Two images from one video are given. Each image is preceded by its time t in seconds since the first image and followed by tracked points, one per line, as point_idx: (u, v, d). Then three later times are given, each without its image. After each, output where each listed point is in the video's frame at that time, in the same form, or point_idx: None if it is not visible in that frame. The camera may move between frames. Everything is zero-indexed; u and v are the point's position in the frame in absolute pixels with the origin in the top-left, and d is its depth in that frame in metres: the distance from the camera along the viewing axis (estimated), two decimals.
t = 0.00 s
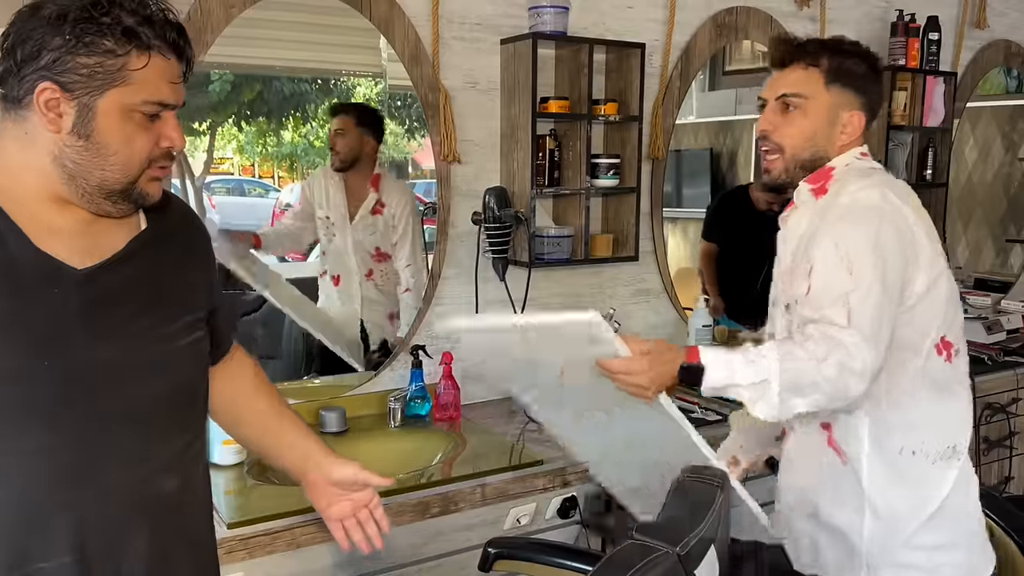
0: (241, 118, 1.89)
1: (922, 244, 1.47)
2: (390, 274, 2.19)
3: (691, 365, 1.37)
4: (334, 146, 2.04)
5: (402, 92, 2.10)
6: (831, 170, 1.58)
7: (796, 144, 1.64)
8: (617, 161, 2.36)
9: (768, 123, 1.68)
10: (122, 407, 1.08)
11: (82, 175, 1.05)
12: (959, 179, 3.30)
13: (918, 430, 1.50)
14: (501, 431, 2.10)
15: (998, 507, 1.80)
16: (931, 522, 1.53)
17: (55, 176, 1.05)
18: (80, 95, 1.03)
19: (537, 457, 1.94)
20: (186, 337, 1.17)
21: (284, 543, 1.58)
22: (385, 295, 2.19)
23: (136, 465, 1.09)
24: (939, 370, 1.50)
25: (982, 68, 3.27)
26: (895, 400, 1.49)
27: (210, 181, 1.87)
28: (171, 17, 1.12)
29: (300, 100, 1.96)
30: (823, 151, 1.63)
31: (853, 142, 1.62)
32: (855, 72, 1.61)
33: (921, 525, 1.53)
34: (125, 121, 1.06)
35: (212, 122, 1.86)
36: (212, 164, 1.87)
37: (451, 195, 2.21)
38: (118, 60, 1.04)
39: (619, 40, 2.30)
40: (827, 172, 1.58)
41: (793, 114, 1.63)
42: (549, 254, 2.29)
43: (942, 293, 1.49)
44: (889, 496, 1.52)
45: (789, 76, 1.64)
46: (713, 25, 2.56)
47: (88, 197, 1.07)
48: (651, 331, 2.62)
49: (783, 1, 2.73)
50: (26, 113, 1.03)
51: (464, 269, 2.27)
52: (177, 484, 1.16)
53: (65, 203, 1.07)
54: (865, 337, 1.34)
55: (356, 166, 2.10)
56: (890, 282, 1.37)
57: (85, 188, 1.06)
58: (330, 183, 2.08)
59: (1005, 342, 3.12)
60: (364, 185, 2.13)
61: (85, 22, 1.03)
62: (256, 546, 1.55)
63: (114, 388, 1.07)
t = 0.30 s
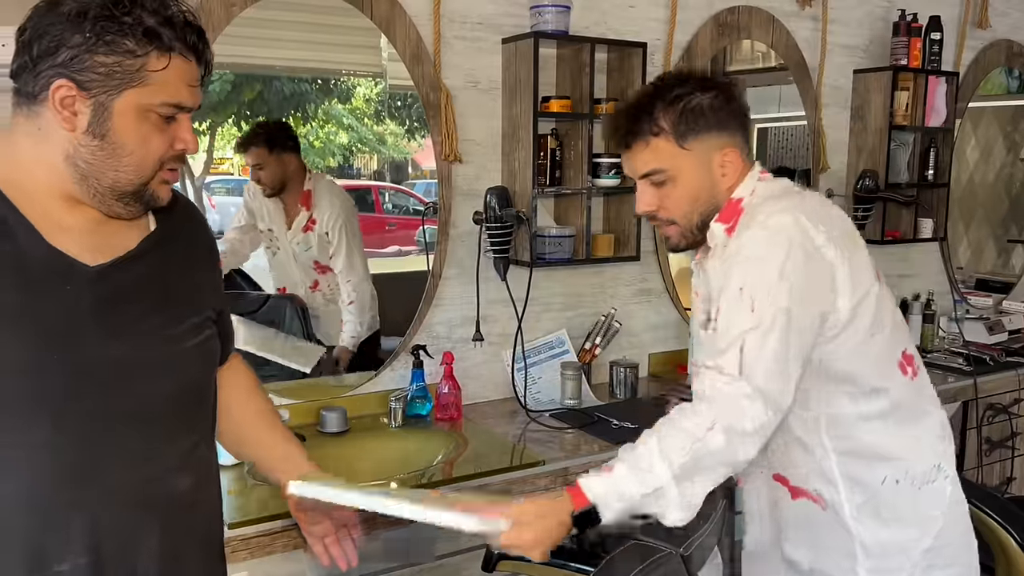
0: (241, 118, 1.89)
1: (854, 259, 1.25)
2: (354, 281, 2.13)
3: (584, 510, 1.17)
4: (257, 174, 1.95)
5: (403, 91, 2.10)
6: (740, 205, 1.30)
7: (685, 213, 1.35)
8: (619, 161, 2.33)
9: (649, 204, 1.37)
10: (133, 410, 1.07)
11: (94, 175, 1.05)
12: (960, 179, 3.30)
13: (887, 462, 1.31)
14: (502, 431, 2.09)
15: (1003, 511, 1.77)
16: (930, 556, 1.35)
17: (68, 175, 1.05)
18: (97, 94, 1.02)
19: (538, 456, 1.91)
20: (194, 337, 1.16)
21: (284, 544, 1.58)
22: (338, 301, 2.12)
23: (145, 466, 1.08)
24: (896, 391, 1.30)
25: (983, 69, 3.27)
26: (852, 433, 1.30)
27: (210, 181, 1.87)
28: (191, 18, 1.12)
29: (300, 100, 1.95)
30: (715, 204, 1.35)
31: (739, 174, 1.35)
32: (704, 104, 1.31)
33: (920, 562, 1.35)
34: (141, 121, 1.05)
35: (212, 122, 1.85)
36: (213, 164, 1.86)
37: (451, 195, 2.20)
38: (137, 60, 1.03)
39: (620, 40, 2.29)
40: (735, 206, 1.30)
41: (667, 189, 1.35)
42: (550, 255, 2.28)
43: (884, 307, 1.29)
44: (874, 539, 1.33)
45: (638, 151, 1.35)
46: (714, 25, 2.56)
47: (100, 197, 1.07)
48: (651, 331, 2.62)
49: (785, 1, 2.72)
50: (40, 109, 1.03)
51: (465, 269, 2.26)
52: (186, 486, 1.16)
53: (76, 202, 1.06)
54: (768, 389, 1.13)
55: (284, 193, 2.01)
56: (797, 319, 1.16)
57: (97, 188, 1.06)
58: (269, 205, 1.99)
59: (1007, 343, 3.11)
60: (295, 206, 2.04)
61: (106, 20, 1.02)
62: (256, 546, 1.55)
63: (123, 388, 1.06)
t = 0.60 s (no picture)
0: (241, 117, 1.88)
1: (797, 273, 1.22)
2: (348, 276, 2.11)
3: None
4: (231, 184, 1.91)
5: (403, 91, 2.09)
6: (684, 223, 1.30)
7: (627, 238, 1.39)
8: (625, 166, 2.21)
9: (592, 230, 1.42)
10: (88, 430, 1.03)
11: (38, 189, 1.00)
12: (961, 180, 3.29)
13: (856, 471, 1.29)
14: (503, 431, 2.09)
15: (1005, 511, 1.76)
16: (920, 552, 1.34)
17: (9, 188, 1.00)
18: (49, 103, 0.99)
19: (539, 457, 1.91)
20: (145, 356, 1.12)
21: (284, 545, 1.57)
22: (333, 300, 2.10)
23: (102, 492, 1.05)
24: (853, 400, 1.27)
25: (985, 68, 3.27)
26: (814, 442, 1.28)
27: (209, 180, 1.88)
28: (154, 32, 1.11)
29: (300, 99, 1.95)
30: (657, 226, 1.38)
31: (682, 189, 1.37)
32: (635, 128, 1.34)
33: (911, 559, 1.33)
34: (94, 134, 1.02)
35: (212, 121, 1.85)
36: (212, 163, 1.87)
37: (452, 195, 2.20)
38: (95, 71, 1.01)
39: (621, 40, 2.29)
40: (679, 226, 1.30)
41: (607, 216, 1.39)
42: (551, 254, 2.27)
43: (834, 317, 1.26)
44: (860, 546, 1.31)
45: (574, 181, 1.39)
46: (715, 24, 2.55)
47: (43, 212, 1.02)
48: (652, 332, 2.61)
49: (786, 1, 2.72)
50: None
51: (466, 269, 2.26)
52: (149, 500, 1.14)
53: (19, 217, 1.02)
54: (707, 418, 1.11)
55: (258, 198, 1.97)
56: (735, 347, 1.14)
57: (40, 203, 1.01)
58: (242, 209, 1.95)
59: (1008, 343, 3.11)
60: (272, 209, 2.00)
61: (65, 29, 1.01)
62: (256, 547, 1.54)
63: (80, 410, 1.02)
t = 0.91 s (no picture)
0: (241, 115, 1.87)
1: (745, 317, 1.21)
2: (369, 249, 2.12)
3: None
4: (222, 192, 1.89)
5: (402, 90, 2.09)
6: (648, 254, 1.29)
7: (605, 257, 1.39)
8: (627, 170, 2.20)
9: (569, 249, 1.42)
10: None
11: None
12: (961, 178, 3.29)
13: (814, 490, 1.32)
14: (503, 430, 2.09)
15: (1005, 509, 1.75)
16: (895, 555, 1.35)
17: None
18: None
19: (539, 456, 1.91)
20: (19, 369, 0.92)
21: (284, 544, 1.57)
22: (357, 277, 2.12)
23: None
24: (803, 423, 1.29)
25: (985, 67, 3.26)
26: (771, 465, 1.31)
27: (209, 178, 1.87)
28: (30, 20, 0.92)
29: (299, 97, 1.94)
30: (634, 244, 1.38)
31: (658, 207, 1.36)
32: (610, 147, 1.34)
33: (886, 563, 1.35)
34: None
35: (211, 119, 1.84)
36: (212, 162, 1.86)
37: (452, 193, 2.20)
38: None
39: (621, 38, 2.28)
40: (645, 255, 1.29)
41: (585, 235, 1.39)
42: (551, 253, 2.27)
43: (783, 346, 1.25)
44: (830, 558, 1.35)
45: (551, 200, 1.39)
46: (715, 23, 2.55)
47: None
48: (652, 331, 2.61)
49: None
50: None
51: (466, 267, 2.26)
52: (43, 554, 0.90)
53: None
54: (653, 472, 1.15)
55: (255, 203, 1.95)
56: (679, 403, 1.15)
57: None
58: (236, 221, 1.94)
59: (1008, 342, 3.11)
60: (275, 206, 1.99)
61: None
62: (256, 547, 1.54)
63: None
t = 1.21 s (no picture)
0: (239, 112, 1.87)
1: (755, 308, 1.26)
2: (370, 248, 2.11)
3: None
4: (243, 177, 1.90)
5: (401, 86, 2.08)
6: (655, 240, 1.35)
7: (613, 215, 1.40)
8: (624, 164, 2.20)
9: (586, 199, 1.44)
10: None
11: None
12: (960, 174, 3.28)
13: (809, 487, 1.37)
14: (502, 427, 2.09)
15: (1005, 506, 1.75)
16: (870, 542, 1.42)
17: None
18: None
19: (538, 452, 1.91)
20: None
21: (282, 541, 1.57)
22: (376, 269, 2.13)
23: None
24: (802, 420, 1.35)
25: (985, 62, 3.26)
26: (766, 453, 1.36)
27: (207, 175, 1.85)
28: None
29: (297, 94, 1.93)
30: (646, 217, 1.39)
31: (679, 193, 1.38)
32: (658, 119, 1.35)
33: (861, 549, 1.42)
34: None
35: (209, 116, 1.83)
36: (210, 158, 1.85)
37: (451, 189, 2.19)
38: None
39: (620, 33, 2.28)
40: (651, 242, 1.35)
41: (604, 188, 1.40)
42: (550, 249, 2.26)
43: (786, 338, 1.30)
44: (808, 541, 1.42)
45: (588, 145, 1.40)
46: (715, 18, 2.54)
47: None
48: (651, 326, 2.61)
49: None
50: None
51: (464, 264, 2.26)
52: None
53: None
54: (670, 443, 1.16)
55: (274, 191, 1.96)
56: (701, 385, 1.18)
57: None
58: (255, 216, 1.95)
59: (1007, 338, 3.11)
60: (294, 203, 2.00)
61: None
62: (254, 543, 1.54)
63: None
